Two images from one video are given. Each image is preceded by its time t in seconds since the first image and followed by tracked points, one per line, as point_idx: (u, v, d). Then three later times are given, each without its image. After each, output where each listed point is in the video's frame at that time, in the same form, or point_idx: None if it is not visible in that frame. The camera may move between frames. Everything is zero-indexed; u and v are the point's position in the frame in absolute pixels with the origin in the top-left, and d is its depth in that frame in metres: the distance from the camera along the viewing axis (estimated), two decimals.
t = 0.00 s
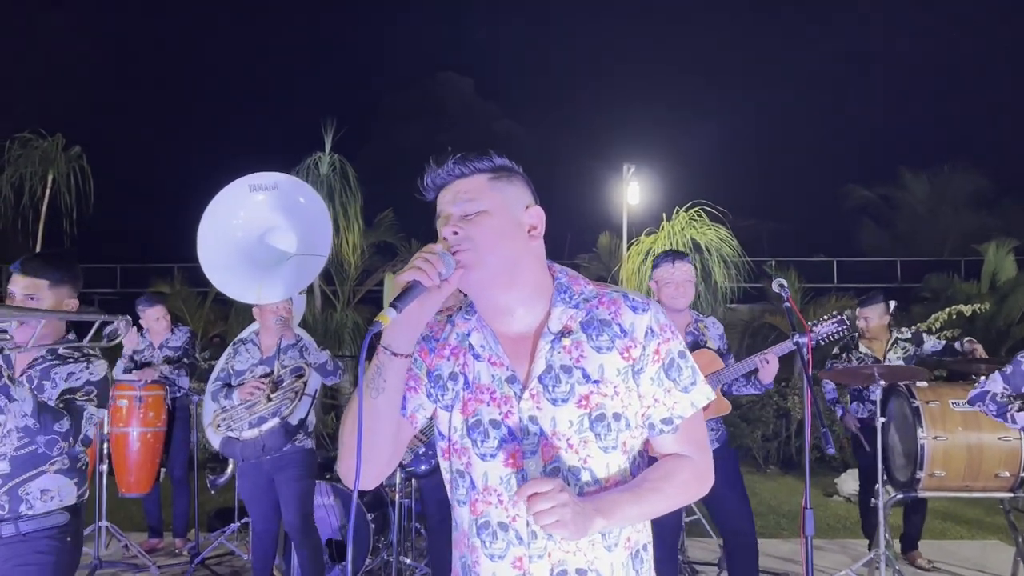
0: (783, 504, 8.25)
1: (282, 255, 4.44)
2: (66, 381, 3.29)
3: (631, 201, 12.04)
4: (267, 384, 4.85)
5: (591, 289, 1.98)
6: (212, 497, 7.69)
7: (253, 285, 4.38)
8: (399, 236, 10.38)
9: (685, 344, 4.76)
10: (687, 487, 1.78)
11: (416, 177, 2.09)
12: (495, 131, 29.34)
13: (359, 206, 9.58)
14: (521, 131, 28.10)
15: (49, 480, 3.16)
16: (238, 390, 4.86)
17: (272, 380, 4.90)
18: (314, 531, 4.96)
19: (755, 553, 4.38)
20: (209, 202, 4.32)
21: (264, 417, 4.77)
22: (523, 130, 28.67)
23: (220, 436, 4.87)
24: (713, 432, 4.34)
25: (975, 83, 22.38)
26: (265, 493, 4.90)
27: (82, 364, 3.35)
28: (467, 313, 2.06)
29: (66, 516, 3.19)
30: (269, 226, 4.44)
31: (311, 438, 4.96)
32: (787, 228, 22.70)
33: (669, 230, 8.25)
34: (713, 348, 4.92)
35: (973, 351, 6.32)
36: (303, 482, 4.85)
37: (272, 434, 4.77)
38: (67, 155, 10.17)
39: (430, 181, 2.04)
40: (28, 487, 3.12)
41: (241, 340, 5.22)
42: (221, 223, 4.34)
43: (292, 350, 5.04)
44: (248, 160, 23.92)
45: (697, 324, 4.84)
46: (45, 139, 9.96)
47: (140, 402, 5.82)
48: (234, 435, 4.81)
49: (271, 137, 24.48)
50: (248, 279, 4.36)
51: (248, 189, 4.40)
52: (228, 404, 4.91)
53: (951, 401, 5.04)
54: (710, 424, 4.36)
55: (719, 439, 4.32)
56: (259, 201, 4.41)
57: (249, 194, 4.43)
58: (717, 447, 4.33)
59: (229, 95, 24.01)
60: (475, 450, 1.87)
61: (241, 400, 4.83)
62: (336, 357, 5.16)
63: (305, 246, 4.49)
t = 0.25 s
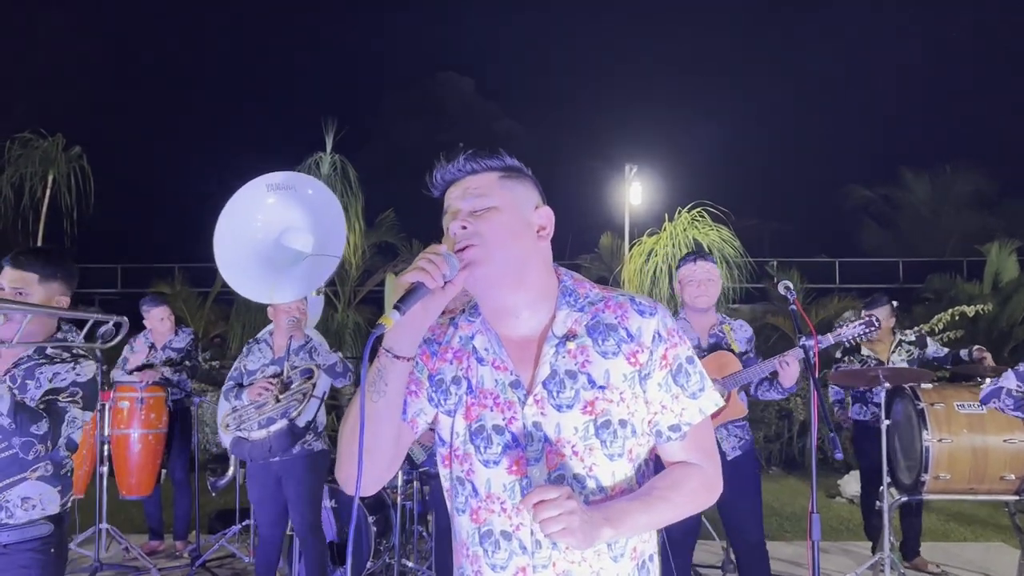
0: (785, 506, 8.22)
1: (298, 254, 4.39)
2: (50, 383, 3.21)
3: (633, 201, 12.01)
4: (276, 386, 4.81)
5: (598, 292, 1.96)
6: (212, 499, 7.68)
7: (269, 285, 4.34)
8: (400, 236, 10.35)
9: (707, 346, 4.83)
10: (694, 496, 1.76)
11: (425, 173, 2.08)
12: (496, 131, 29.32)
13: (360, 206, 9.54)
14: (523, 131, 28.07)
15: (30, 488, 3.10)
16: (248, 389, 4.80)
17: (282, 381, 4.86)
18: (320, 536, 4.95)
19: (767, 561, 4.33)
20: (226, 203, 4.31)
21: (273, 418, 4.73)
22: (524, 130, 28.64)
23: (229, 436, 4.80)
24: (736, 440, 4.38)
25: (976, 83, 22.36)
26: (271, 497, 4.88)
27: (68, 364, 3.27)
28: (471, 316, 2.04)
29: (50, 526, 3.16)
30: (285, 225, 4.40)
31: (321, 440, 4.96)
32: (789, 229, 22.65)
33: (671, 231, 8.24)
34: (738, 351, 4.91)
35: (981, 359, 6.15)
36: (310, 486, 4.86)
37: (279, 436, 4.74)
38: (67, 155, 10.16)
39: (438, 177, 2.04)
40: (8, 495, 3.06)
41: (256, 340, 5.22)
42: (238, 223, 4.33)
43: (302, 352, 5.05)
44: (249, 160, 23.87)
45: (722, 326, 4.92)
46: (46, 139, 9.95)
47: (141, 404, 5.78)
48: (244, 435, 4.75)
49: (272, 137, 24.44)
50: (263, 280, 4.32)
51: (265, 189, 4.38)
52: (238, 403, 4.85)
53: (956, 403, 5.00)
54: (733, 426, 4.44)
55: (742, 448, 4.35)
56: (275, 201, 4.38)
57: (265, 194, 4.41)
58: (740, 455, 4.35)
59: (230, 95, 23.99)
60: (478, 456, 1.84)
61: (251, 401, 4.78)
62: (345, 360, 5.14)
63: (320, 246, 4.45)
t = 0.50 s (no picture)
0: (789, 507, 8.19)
1: (317, 256, 4.17)
2: (39, 386, 3.15)
3: (635, 201, 11.98)
4: (290, 389, 4.79)
5: (609, 292, 1.93)
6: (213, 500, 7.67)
7: (287, 288, 4.17)
8: (402, 236, 10.34)
9: (742, 350, 4.88)
10: (707, 501, 1.72)
11: (441, 165, 2.08)
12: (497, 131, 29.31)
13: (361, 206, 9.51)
14: (524, 131, 28.06)
15: (23, 494, 3.07)
16: (261, 393, 4.79)
17: (296, 385, 4.86)
18: (327, 539, 4.97)
19: (793, 574, 4.19)
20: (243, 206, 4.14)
21: (287, 420, 4.73)
22: (525, 130, 28.63)
23: (245, 437, 4.82)
24: (769, 446, 4.36)
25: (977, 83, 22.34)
26: (272, 502, 4.80)
27: (59, 368, 3.22)
28: (479, 314, 2.01)
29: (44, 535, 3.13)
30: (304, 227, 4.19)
31: (335, 443, 4.95)
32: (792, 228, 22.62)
33: (674, 231, 8.23)
34: (774, 355, 4.84)
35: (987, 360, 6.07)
36: (318, 489, 4.86)
37: (293, 440, 4.74)
38: (68, 155, 10.20)
39: (454, 168, 2.03)
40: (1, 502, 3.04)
41: (274, 341, 5.23)
42: (255, 227, 4.14)
43: (317, 353, 5.06)
44: (250, 160, 23.85)
45: (760, 330, 4.92)
46: (46, 139, 9.99)
47: (141, 405, 5.74)
48: (259, 437, 4.74)
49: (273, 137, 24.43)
50: (281, 283, 4.15)
51: (282, 190, 4.17)
52: (253, 404, 4.85)
53: (964, 404, 4.97)
54: (768, 433, 4.44)
55: (775, 454, 4.32)
56: (292, 201, 4.17)
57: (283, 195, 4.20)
58: (774, 461, 4.32)
59: (230, 95, 24.01)
60: (486, 459, 1.81)
61: (264, 403, 4.76)
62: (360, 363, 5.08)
63: (340, 246, 4.22)
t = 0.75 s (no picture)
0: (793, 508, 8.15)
1: (325, 253, 4.11)
2: (34, 389, 3.11)
3: (638, 201, 11.94)
4: (295, 389, 4.76)
5: (630, 295, 1.89)
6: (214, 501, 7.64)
7: (294, 286, 4.09)
8: (403, 236, 10.31)
9: (765, 347, 4.77)
10: (731, 510, 1.68)
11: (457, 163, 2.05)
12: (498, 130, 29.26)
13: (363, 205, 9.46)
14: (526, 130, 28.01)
15: (18, 499, 3.02)
16: (266, 392, 4.75)
17: (302, 385, 4.83)
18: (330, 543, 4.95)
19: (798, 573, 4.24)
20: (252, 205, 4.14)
21: (294, 421, 4.67)
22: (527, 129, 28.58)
23: (251, 437, 4.76)
24: (788, 447, 4.29)
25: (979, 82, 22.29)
26: (281, 503, 4.78)
27: (54, 370, 3.18)
28: (496, 316, 1.98)
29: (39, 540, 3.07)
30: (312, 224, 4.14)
31: (343, 446, 4.91)
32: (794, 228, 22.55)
33: (677, 230, 8.20)
34: (798, 355, 4.68)
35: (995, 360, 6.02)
36: (326, 494, 4.85)
37: (299, 441, 4.67)
38: (67, 154, 10.21)
39: (471, 166, 2.00)
40: None
41: (283, 342, 5.21)
42: (263, 225, 4.12)
43: (322, 355, 5.00)
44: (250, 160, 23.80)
45: (786, 328, 4.78)
46: (46, 138, 10.00)
47: (142, 406, 5.70)
48: (264, 438, 4.68)
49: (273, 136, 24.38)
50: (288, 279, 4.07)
51: (290, 188, 4.16)
52: (259, 405, 4.81)
53: (972, 406, 4.93)
54: (787, 431, 4.36)
55: (794, 456, 4.25)
56: (300, 199, 4.15)
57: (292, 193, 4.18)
58: (794, 462, 4.27)
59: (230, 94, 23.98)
60: (500, 465, 1.77)
61: (271, 403, 4.72)
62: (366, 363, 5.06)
63: (347, 243, 4.16)
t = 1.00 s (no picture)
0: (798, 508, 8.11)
1: (330, 253, 4.12)
2: (33, 390, 3.06)
3: (641, 199, 11.86)
4: (298, 389, 4.74)
5: (654, 289, 1.84)
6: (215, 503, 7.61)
7: (297, 285, 4.11)
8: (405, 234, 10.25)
9: (777, 345, 4.74)
10: (759, 509, 1.63)
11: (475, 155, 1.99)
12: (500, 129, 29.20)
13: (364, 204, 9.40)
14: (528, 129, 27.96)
15: (18, 501, 2.98)
16: (267, 393, 4.74)
17: (305, 386, 4.79)
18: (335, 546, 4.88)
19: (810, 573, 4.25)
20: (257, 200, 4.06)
21: (294, 422, 4.63)
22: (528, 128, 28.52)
23: (251, 437, 4.73)
24: (799, 448, 4.22)
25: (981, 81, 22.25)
26: (287, 508, 4.75)
27: (54, 370, 3.13)
28: (516, 309, 1.94)
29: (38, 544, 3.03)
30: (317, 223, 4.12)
31: (343, 447, 4.86)
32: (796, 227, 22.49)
33: (681, 229, 8.14)
34: (811, 352, 4.65)
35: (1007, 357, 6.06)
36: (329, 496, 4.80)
37: (302, 442, 4.62)
38: (67, 153, 10.16)
39: (490, 160, 1.94)
40: None
41: (284, 340, 5.15)
42: (267, 220, 4.05)
43: (325, 355, 4.97)
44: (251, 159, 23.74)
45: (800, 327, 4.75)
46: (46, 137, 9.95)
47: (142, 406, 5.65)
48: (265, 439, 4.65)
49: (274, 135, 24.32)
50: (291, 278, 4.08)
51: (298, 184, 4.10)
52: (260, 406, 4.79)
53: (981, 405, 4.89)
54: (799, 431, 4.27)
55: (806, 456, 4.20)
56: (308, 196, 4.10)
57: (297, 188, 4.12)
58: (803, 462, 4.22)
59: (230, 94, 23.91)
60: (520, 462, 1.74)
61: (272, 404, 4.70)
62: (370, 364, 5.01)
63: (351, 244, 4.18)
